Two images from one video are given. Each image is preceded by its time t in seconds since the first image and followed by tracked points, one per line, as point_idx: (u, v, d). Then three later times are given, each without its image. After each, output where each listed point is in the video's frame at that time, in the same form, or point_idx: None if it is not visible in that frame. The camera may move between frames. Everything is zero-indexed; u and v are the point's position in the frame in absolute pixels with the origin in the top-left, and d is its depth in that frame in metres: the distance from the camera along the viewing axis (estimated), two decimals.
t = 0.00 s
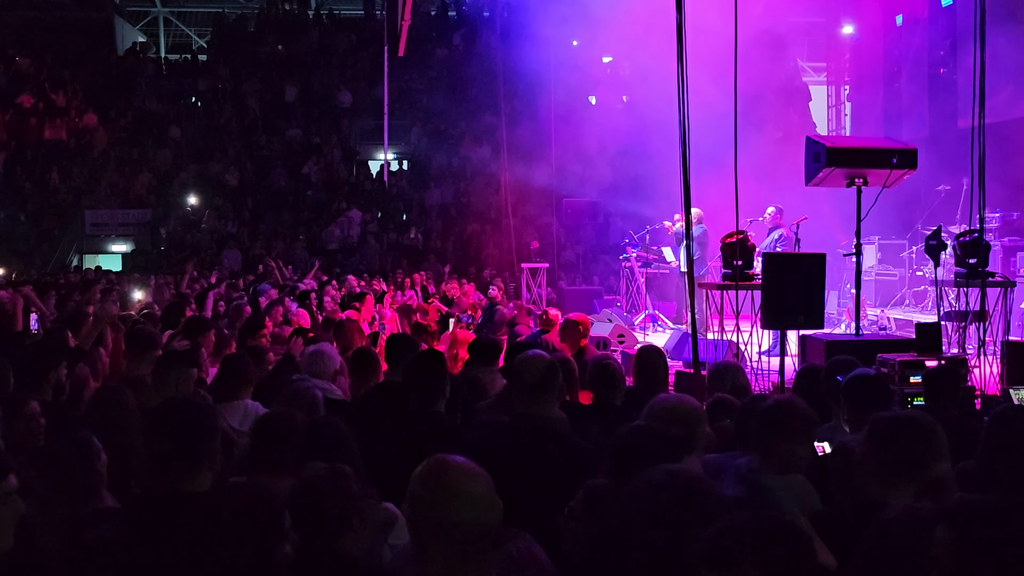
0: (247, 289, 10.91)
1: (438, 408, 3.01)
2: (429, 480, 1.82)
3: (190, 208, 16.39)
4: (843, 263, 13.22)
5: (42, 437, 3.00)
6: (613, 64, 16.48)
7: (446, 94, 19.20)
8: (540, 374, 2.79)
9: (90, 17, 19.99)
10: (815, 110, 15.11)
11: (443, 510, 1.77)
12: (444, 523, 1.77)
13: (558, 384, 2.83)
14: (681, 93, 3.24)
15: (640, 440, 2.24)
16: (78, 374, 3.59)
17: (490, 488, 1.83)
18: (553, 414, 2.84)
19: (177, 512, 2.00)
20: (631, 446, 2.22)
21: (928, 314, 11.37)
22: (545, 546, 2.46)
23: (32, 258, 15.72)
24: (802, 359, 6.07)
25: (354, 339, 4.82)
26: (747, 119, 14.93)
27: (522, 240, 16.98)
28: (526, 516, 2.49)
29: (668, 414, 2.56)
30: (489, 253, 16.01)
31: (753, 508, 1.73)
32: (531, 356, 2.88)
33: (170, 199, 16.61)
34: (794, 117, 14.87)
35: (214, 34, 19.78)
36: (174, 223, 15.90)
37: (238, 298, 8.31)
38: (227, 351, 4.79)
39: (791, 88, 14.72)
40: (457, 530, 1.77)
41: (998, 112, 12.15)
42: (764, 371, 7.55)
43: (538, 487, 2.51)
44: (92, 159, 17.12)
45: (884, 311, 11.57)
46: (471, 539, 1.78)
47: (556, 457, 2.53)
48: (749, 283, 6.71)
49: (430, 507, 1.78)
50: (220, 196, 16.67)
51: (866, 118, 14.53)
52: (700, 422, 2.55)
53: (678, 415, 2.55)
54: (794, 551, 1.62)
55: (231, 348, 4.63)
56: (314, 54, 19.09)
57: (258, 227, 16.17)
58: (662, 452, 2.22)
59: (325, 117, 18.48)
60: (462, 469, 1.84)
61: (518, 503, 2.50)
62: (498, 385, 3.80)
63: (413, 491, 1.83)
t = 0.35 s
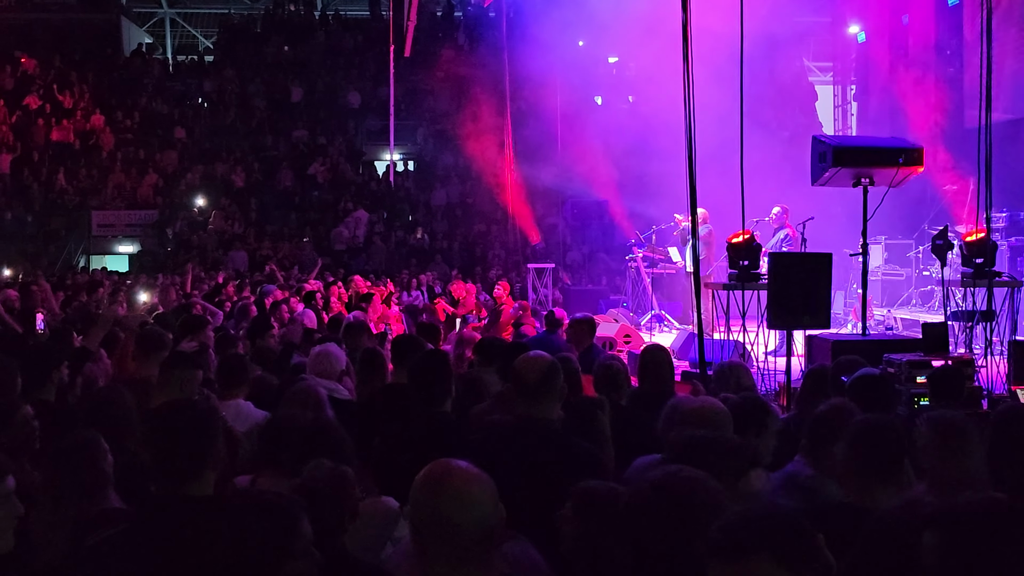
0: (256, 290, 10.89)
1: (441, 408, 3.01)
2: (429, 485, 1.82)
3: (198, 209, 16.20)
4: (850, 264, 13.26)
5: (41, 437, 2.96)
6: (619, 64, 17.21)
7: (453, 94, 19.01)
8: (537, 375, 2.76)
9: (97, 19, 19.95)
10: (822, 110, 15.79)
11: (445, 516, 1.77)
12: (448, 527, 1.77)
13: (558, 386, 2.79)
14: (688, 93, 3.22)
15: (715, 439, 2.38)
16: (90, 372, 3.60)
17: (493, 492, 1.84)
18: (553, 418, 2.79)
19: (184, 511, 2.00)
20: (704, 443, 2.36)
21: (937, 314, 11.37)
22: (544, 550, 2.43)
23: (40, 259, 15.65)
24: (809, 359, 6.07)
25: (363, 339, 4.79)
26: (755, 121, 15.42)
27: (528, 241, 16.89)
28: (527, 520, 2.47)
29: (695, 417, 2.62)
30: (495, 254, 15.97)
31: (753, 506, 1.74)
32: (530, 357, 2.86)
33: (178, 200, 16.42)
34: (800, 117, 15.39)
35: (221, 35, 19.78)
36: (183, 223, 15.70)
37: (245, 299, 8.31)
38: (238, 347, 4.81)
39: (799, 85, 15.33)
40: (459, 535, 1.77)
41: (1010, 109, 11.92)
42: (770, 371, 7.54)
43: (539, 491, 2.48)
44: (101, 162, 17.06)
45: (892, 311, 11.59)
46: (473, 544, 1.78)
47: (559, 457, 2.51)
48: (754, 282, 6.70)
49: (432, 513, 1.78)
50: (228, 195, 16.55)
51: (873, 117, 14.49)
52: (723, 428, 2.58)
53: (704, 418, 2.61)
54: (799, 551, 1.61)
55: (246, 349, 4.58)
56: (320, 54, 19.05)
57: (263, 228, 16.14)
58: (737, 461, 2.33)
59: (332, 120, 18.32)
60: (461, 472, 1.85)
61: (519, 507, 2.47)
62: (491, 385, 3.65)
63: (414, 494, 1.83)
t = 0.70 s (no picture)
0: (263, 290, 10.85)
1: (451, 409, 3.01)
2: (432, 484, 1.83)
3: (208, 210, 16.16)
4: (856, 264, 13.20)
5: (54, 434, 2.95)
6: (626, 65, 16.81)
7: (458, 97, 19.19)
8: (540, 375, 2.77)
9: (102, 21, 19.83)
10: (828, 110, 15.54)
11: (446, 513, 1.79)
12: (453, 524, 1.78)
13: (560, 386, 2.78)
14: (694, 94, 3.22)
15: (782, 447, 2.33)
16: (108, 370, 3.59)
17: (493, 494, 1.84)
18: (557, 418, 2.79)
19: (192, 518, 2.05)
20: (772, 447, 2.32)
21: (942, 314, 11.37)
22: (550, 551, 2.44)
23: (48, 259, 15.25)
24: (816, 359, 6.07)
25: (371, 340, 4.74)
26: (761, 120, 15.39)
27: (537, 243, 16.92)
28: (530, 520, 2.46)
29: (701, 419, 2.48)
30: (502, 254, 16.05)
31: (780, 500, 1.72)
32: (535, 357, 2.87)
33: (187, 202, 16.40)
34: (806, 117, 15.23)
35: (231, 39, 19.83)
36: (192, 224, 15.67)
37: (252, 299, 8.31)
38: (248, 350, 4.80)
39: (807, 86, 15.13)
40: (466, 533, 1.78)
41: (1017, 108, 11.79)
42: (777, 371, 7.56)
43: (536, 490, 2.48)
44: (109, 165, 16.84)
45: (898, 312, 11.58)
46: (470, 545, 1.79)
47: (557, 456, 2.51)
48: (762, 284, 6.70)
49: (432, 509, 1.80)
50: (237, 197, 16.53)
51: (880, 118, 14.27)
52: (730, 430, 2.45)
53: (713, 421, 2.46)
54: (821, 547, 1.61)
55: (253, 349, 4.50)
56: (328, 56, 19.36)
57: (273, 229, 16.03)
58: (805, 475, 2.20)
59: (340, 119, 18.62)
60: (463, 471, 1.86)
61: (520, 505, 2.47)
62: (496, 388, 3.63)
63: (416, 493, 1.84)
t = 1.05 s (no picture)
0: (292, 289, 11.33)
1: (466, 394, 3.31)
2: (465, 460, 2.02)
3: (253, 220, 16.72)
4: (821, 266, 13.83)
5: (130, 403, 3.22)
6: (618, 91, 17.45)
7: (473, 118, 19.79)
8: (544, 365, 3.11)
9: (161, 54, 21.35)
10: (796, 132, 16.43)
11: (485, 487, 1.96)
12: (483, 495, 1.94)
13: (562, 375, 3.13)
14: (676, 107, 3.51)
15: (775, 429, 2.56)
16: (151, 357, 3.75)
17: (516, 471, 2.02)
18: (559, 402, 3.13)
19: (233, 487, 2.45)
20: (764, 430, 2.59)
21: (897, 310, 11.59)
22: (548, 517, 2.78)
23: (113, 263, 16.00)
24: (785, 350, 6.39)
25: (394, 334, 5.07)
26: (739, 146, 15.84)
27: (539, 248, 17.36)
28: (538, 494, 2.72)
29: (668, 407, 2.63)
30: (510, 258, 16.62)
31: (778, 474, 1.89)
32: (537, 349, 3.19)
33: (235, 212, 17.22)
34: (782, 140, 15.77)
35: (272, 68, 20.97)
36: (239, 232, 16.21)
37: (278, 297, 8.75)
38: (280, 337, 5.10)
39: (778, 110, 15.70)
40: (490, 502, 1.94)
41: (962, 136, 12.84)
42: (753, 360, 8.03)
43: (535, 468, 2.76)
44: (166, 180, 18.05)
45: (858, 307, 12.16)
46: (497, 513, 1.95)
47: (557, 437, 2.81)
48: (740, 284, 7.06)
49: (463, 480, 1.97)
50: (280, 208, 17.26)
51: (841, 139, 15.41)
52: (694, 411, 2.62)
53: (677, 408, 2.61)
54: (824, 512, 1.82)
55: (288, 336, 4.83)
56: (358, 85, 20.17)
57: (310, 235, 16.58)
58: (791, 447, 2.49)
59: (369, 140, 19.25)
60: (495, 452, 2.05)
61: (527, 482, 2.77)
62: (508, 372, 3.98)
63: (447, 467, 2.03)
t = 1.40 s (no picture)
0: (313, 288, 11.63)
1: (476, 383, 3.57)
2: (473, 446, 2.15)
3: (280, 226, 17.70)
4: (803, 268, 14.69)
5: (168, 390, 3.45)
6: (616, 107, 18.37)
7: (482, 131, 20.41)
8: (549, 359, 3.35)
9: (196, 75, 23.10)
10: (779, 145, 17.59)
11: (491, 472, 2.08)
12: (485, 481, 2.07)
13: (566, 367, 3.38)
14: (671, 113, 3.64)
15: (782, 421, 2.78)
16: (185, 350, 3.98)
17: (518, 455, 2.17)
18: (563, 393, 3.37)
19: (258, 472, 2.60)
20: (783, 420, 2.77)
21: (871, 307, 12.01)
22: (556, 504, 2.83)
23: (151, 267, 16.74)
24: (769, 345, 6.70)
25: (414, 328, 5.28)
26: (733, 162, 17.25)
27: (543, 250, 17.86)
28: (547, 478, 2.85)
29: (654, 397, 2.87)
30: (516, 260, 17.02)
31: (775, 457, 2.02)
32: (544, 343, 3.41)
33: (264, 219, 17.98)
34: (765, 150, 17.15)
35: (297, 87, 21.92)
36: (268, 237, 17.15)
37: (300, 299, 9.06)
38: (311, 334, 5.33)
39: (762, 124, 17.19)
40: (500, 489, 2.07)
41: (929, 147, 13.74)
42: (739, 353, 8.40)
43: (544, 457, 2.91)
44: (200, 189, 18.57)
45: (837, 305, 12.85)
46: (503, 497, 2.08)
47: (560, 425, 2.97)
48: (727, 284, 7.38)
49: (470, 467, 2.09)
50: (305, 214, 18.36)
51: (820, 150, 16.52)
52: (678, 399, 2.86)
53: (662, 399, 2.86)
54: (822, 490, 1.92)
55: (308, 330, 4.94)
56: (377, 101, 21.13)
57: (333, 239, 17.95)
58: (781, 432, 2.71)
59: (385, 153, 20.22)
60: (499, 440, 2.16)
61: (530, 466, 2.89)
62: (519, 368, 4.20)
63: (458, 456, 2.15)
